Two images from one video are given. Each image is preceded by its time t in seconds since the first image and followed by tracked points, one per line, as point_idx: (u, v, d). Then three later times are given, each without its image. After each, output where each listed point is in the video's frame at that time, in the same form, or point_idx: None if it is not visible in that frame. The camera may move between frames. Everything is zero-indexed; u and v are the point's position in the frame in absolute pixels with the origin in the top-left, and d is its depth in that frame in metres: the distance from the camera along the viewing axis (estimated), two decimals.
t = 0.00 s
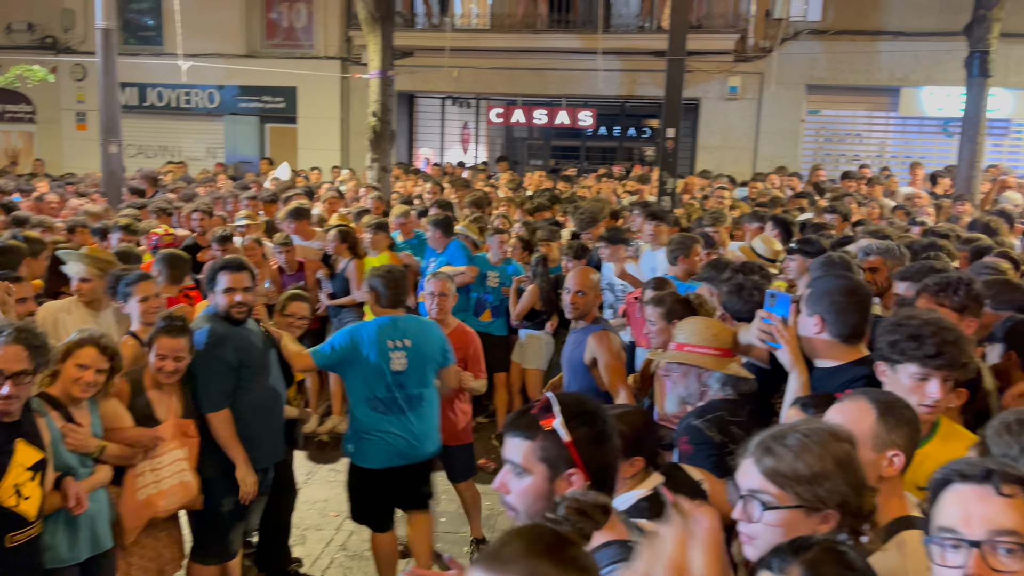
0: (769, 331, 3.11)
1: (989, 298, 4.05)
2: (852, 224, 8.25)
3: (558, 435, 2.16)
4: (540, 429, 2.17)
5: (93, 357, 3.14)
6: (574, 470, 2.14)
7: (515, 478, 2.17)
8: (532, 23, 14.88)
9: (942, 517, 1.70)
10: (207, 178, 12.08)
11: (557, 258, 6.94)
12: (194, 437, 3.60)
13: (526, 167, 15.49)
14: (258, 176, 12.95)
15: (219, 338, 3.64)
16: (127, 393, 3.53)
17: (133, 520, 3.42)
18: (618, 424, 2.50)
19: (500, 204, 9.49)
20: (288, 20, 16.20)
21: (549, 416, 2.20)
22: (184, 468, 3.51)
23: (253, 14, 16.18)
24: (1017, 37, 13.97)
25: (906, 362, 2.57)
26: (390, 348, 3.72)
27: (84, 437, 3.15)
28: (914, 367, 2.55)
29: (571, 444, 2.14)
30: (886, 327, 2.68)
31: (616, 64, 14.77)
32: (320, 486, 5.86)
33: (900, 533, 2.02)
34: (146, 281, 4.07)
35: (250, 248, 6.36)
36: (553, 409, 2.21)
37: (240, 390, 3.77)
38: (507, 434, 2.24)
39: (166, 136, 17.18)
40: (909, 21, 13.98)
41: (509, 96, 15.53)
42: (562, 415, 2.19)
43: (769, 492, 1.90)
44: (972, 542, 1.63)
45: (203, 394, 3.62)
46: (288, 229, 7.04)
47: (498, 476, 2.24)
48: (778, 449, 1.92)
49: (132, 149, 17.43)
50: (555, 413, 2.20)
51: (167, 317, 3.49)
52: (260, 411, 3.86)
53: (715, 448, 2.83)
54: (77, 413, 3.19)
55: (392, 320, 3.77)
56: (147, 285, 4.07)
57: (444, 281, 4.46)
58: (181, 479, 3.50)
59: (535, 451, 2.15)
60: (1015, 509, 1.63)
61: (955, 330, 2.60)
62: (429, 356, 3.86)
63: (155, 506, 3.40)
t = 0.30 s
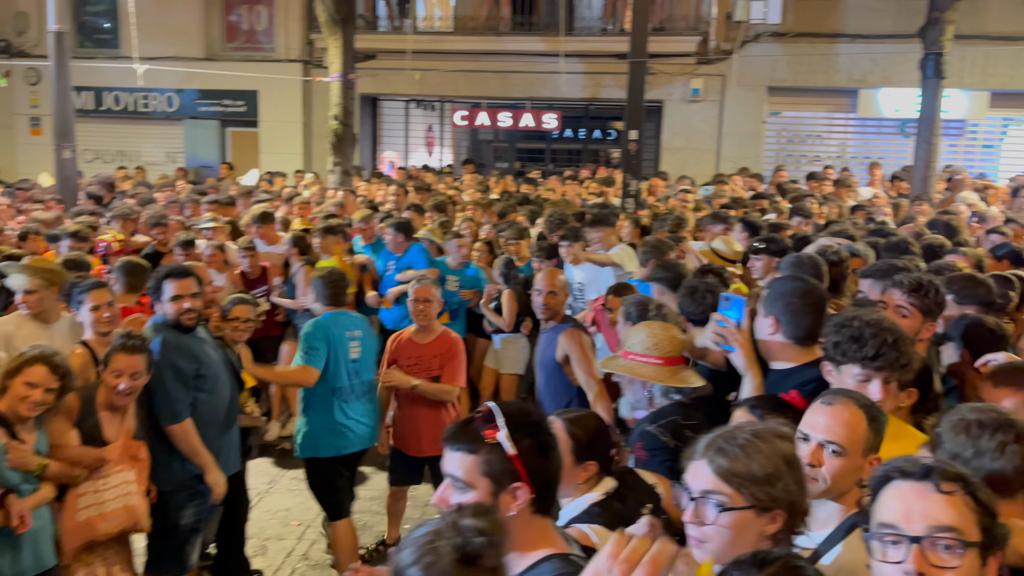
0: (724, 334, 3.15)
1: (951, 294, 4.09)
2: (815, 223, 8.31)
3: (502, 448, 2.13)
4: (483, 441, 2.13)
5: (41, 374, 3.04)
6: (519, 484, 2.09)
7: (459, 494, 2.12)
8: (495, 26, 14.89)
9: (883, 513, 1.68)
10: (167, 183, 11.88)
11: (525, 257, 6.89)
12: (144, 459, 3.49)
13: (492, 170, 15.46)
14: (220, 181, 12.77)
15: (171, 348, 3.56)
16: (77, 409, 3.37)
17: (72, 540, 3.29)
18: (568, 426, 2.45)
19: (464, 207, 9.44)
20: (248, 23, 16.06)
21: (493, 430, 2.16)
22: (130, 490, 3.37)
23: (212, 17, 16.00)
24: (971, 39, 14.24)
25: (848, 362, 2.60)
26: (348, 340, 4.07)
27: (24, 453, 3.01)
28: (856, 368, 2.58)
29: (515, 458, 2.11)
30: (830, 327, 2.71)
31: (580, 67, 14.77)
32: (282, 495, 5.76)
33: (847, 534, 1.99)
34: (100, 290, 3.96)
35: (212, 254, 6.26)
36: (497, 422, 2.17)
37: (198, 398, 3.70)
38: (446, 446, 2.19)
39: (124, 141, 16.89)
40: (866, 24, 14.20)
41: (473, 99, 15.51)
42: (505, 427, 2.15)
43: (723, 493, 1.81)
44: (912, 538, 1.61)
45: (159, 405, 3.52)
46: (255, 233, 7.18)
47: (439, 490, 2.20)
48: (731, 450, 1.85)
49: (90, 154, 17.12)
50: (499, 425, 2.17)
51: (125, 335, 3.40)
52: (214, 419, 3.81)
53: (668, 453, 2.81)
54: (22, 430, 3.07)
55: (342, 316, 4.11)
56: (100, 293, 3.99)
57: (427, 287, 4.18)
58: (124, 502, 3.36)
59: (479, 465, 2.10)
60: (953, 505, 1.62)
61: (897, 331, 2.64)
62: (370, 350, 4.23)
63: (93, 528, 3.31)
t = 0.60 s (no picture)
0: (676, 337, 3.17)
1: (920, 287, 4.12)
2: (783, 224, 8.35)
3: (458, 449, 2.02)
4: (439, 443, 2.03)
5: None
6: (475, 484, 2.00)
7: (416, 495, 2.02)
8: (462, 28, 14.82)
9: (828, 512, 1.70)
10: (129, 187, 11.69)
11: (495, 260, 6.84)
12: (92, 482, 3.32)
13: (461, 172, 15.41)
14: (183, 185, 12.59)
15: (133, 355, 3.48)
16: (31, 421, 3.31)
17: (18, 556, 3.15)
18: (529, 429, 2.44)
19: (432, 208, 9.37)
20: (212, 24, 15.85)
21: (448, 431, 2.04)
22: (78, 511, 3.25)
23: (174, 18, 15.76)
24: (932, 41, 14.42)
25: (805, 373, 2.61)
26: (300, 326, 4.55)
27: None
28: (812, 379, 2.59)
29: (471, 459, 2.01)
30: (786, 335, 2.70)
31: (547, 69, 14.82)
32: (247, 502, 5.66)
33: (798, 539, 2.01)
34: (61, 297, 3.86)
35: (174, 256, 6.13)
36: (453, 422, 2.07)
37: (160, 407, 3.63)
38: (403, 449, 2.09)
39: (85, 144, 16.63)
40: (829, 27, 14.34)
41: (441, 101, 15.48)
42: (461, 427, 2.05)
43: (679, 492, 1.78)
44: (851, 535, 1.63)
45: (123, 416, 3.44)
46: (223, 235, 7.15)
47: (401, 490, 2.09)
48: (691, 448, 1.81)
49: (51, 158, 16.82)
50: (455, 426, 2.06)
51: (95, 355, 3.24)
52: (175, 428, 3.71)
53: (626, 453, 2.86)
54: None
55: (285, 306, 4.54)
56: (62, 301, 3.86)
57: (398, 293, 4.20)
58: (73, 524, 3.23)
59: (435, 467, 2.01)
60: (894, 504, 1.63)
61: (853, 339, 2.65)
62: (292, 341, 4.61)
63: (40, 544, 3.16)
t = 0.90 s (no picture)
0: (632, 332, 3.17)
1: (870, 288, 4.21)
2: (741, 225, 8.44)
3: (408, 453, 1.99)
4: (390, 447, 2.00)
5: None
6: (428, 487, 1.98)
7: (368, 500, 2.00)
8: (422, 29, 14.71)
9: (763, 511, 1.73)
10: (81, 189, 11.42)
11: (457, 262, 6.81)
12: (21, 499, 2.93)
13: (423, 174, 15.34)
14: (139, 188, 12.36)
15: (83, 362, 3.38)
16: None
17: None
18: (485, 436, 2.42)
19: (393, 211, 9.29)
20: (167, 24, 15.60)
21: (399, 434, 2.02)
22: (10, 527, 2.87)
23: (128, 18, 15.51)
24: (884, 45, 14.70)
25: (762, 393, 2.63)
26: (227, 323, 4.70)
27: None
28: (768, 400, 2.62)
29: (423, 462, 1.98)
30: (745, 354, 2.73)
31: (507, 71, 14.90)
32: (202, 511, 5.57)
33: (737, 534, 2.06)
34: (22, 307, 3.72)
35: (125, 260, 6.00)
36: (402, 425, 2.04)
37: (109, 415, 3.54)
38: (354, 453, 2.06)
39: (36, 146, 16.26)
40: (785, 30, 14.54)
41: (402, 103, 15.41)
42: (411, 430, 2.02)
43: (629, 490, 1.77)
44: (783, 534, 1.67)
45: (71, 424, 3.33)
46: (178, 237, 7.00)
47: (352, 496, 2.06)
48: (640, 447, 1.80)
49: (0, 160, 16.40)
50: (406, 429, 2.03)
51: (37, 368, 3.10)
52: (125, 439, 3.62)
53: (578, 461, 2.85)
54: None
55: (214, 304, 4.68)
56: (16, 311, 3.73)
57: (344, 302, 4.14)
58: (3, 541, 2.85)
59: (386, 472, 1.98)
60: (824, 501, 1.66)
61: (810, 360, 2.66)
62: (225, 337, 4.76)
63: None
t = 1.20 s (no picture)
0: (598, 337, 3.18)
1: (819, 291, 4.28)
2: (706, 227, 8.51)
3: (381, 463, 2.00)
4: (362, 458, 2.00)
5: None
6: (402, 497, 1.98)
7: (337, 513, 1.99)
8: (388, 32, 14.62)
9: (727, 513, 1.75)
10: (39, 192, 11.18)
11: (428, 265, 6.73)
12: None
13: (389, 177, 15.26)
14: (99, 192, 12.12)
15: (36, 370, 3.31)
16: None
17: None
18: (452, 440, 2.43)
19: (358, 214, 9.22)
20: (127, 25, 15.38)
21: (371, 446, 2.02)
22: None
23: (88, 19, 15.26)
24: (845, 50, 14.94)
25: (708, 371, 2.68)
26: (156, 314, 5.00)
27: None
28: (714, 377, 2.66)
29: (396, 472, 1.99)
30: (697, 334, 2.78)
31: (474, 74, 14.94)
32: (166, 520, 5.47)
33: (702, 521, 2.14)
34: None
35: (86, 264, 5.85)
36: (373, 436, 2.04)
37: (63, 425, 3.45)
38: (322, 466, 2.05)
39: None
40: (749, 35, 14.72)
41: (368, 106, 15.33)
42: (383, 440, 2.02)
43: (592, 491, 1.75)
44: (747, 536, 1.68)
45: (24, 433, 3.23)
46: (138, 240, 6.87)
47: (318, 512, 2.04)
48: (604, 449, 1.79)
49: None
50: (377, 440, 2.03)
51: None
52: (79, 450, 3.55)
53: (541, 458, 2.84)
54: None
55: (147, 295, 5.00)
56: None
57: (296, 311, 4.02)
58: None
59: (357, 483, 1.97)
60: (788, 503, 1.68)
61: (757, 343, 2.69)
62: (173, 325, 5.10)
63: None
